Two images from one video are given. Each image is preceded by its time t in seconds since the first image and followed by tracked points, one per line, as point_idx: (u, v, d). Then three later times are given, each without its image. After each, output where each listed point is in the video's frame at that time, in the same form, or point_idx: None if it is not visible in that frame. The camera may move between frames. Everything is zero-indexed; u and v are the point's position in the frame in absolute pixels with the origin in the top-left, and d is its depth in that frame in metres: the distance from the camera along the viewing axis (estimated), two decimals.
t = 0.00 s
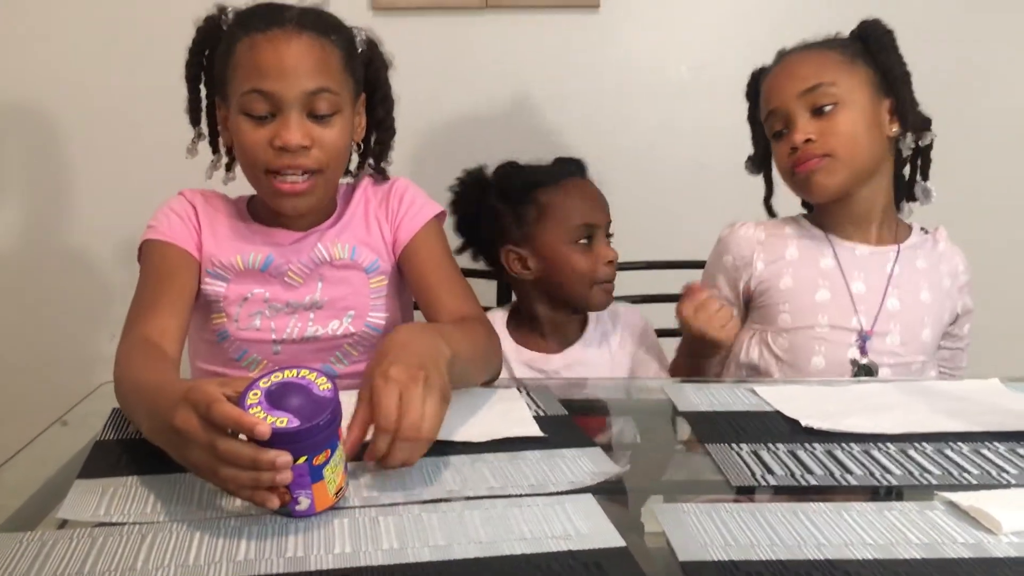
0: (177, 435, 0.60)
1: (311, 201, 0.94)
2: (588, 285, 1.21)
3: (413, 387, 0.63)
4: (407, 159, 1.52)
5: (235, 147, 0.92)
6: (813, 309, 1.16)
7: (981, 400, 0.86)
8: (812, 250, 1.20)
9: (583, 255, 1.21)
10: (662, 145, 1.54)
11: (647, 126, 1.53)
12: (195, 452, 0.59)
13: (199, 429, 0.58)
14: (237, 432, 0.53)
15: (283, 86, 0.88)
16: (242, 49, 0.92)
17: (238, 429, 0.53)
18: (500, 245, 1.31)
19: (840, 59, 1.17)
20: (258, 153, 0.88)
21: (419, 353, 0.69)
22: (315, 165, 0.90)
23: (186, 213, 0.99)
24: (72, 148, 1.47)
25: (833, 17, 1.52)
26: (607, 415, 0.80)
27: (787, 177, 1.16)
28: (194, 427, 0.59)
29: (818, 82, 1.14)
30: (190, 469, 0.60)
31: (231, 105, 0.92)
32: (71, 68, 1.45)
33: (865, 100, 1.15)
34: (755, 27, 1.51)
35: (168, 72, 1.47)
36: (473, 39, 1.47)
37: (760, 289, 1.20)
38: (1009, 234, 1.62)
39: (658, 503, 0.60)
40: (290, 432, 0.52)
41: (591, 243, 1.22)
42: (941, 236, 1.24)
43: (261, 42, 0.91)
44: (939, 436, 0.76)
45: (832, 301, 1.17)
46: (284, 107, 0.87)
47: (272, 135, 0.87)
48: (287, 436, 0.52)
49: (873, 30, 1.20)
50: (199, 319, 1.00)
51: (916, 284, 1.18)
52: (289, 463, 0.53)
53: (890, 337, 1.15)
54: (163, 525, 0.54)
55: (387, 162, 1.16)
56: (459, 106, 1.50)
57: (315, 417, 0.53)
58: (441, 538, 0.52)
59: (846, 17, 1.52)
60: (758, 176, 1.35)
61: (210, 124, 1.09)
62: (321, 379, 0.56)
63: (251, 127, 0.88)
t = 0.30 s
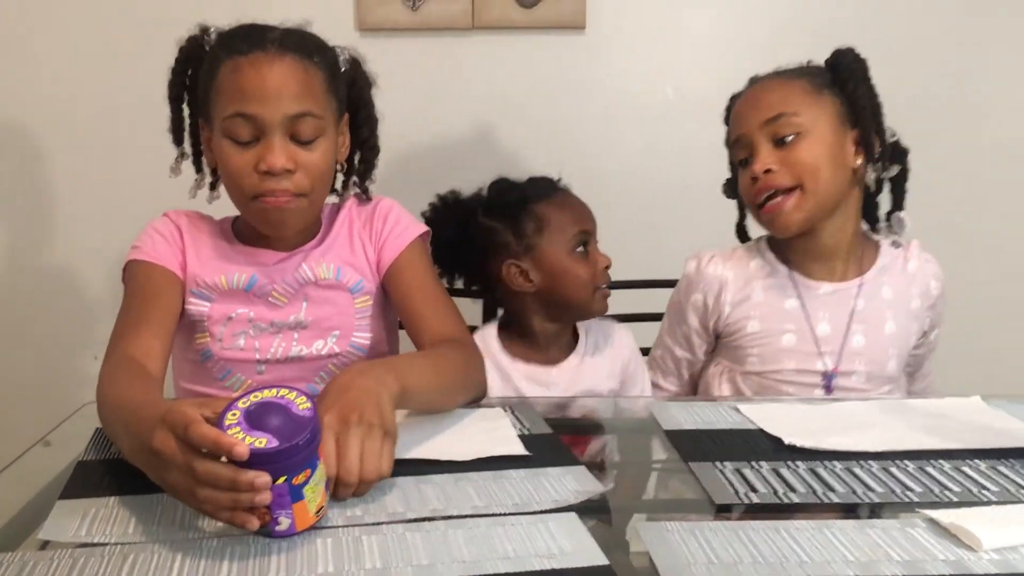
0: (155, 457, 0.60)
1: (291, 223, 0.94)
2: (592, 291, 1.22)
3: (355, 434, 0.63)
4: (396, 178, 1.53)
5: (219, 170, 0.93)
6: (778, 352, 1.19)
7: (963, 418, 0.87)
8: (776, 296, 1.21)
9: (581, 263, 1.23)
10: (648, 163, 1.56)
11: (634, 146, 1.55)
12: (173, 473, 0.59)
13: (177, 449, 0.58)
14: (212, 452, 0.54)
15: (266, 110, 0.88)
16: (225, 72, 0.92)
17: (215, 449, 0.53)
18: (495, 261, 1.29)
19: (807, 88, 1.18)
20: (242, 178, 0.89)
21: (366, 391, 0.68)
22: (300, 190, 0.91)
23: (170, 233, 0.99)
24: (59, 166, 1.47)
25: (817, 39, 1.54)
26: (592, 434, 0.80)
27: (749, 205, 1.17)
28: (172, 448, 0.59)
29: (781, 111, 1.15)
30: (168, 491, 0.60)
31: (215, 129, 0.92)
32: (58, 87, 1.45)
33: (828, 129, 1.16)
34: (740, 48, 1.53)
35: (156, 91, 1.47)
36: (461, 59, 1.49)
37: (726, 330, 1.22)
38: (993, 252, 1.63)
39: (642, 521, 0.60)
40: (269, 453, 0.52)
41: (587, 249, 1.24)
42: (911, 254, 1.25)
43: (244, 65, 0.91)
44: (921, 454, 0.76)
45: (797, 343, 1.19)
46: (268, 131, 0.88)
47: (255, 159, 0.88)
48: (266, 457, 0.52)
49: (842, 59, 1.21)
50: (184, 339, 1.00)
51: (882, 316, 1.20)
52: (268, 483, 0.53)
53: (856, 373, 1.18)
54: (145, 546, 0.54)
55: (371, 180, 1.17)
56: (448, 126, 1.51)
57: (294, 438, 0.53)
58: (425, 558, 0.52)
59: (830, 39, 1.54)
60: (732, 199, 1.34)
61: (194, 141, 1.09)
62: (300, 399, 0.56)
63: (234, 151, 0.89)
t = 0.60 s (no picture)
0: (130, 473, 0.60)
1: (275, 235, 0.95)
2: (572, 295, 1.23)
3: (331, 445, 0.63)
4: (383, 192, 1.53)
5: (201, 183, 0.93)
6: (736, 361, 1.22)
7: (942, 430, 0.88)
8: (733, 305, 1.24)
9: (559, 269, 1.24)
10: (633, 178, 1.57)
11: (618, 161, 1.56)
12: (146, 488, 0.58)
13: (151, 463, 0.58)
14: (187, 466, 0.53)
15: (247, 124, 0.88)
16: (205, 86, 0.92)
17: (190, 463, 0.53)
18: (473, 272, 1.29)
19: (771, 113, 1.19)
20: (223, 191, 0.89)
21: (343, 402, 0.68)
22: (282, 203, 0.91)
23: (152, 246, 0.99)
24: (41, 180, 1.47)
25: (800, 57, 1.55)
26: (574, 447, 0.80)
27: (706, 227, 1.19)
28: (146, 463, 0.59)
29: (744, 139, 1.16)
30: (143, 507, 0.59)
31: (195, 142, 0.92)
32: (40, 101, 1.45)
33: (787, 162, 1.17)
34: (724, 65, 1.54)
35: (140, 105, 1.47)
36: (446, 75, 1.50)
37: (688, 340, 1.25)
38: (974, 266, 1.65)
39: (624, 534, 0.60)
40: (243, 466, 0.52)
41: (564, 256, 1.25)
42: (863, 265, 1.28)
43: (224, 80, 0.91)
44: (901, 466, 0.77)
45: (754, 354, 1.22)
46: (250, 144, 0.88)
47: (237, 172, 0.88)
48: (241, 470, 0.52)
49: (809, 80, 1.22)
50: (166, 351, 1.00)
51: (834, 324, 1.23)
52: (243, 497, 0.52)
53: (811, 380, 1.21)
54: (123, 560, 0.53)
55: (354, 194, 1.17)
56: (433, 140, 1.52)
57: (269, 450, 0.53)
58: (404, 570, 0.52)
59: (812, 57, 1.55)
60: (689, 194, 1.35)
61: (177, 157, 1.09)
62: (277, 412, 0.56)
63: (216, 165, 0.89)
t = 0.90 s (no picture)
0: (119, 474, 0.60)
1: (265, 244, 0.95)
2: (561, 300, 1.24)
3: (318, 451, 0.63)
4: (377, 198, 1.54)
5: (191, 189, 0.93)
6: (710, 364, 1.23)
7: (932, 436, 0.88)
8: (706, 312, 1.25)
9: (546, 276, 1.24)
10: (625, 185, 1.58)
11: (610, 168, 1.57)
12: (135, 489, 0.58)
13: (141, 464, 0.58)
14: (178, 466, 0.54)
15: (240, 131, 0.88)
16: (197, 93, 0.93)
17: (181, 464, 0.53)
18: (465, 283, 1.30)
19: (750, 126, 1.19)
20: (216, 197, 0.89)
21: (327, 414, 0.69)
22: (275, 212, 0.92)
23: (145, 252, 0.99)
24: (33, 187, 1.47)
25: (790, 64, 1.56)
26: (564, 454, 0.80)
27: (683, 237, 1.19)
28: (135, 464, 0.59)
29: (723, 152, 1.16)
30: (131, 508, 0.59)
31: (188, 149, 0.92)
32: (31, 108, 1.45)
33: (765, 172, 1.19)
34: (715, 73, 1.55)
35: (133, 112, 1.47)
36: (439, 82, 1.51)
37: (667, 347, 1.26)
38: (965, 273, 1.66)
39: (615, 540, 0.60)
40: (234, 468, 0.52)
41: (552, 262, 1.26)
42: (842, 274, 1.27)
43: (217, 87, 0.92)
44: (892, 471, 0.77)
45: (729, 357, 1.23)
46: (242, 151, 0.88)
47: (229, 177, 0.88)
48: (232, 473, 0.52)
49: (785, 93, 1.24)
50: (158, 357, 1.00)
51: (807, 326, 1.23)
52: (232, 500, 0.52)
53: (784, 382, 1.22)
54: (113, 567, 0.53)
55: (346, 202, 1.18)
56: (426, 147, 1.53)
57: (261, 454, 0.53)
58: None
59: (802, 65, 1.56)
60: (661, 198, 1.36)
61: (170, 164, 1.09)
62: (270, 417, 0.57)
63: (209, 171, 0.89)
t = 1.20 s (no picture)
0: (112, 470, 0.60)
1: (268, 245, 0.95)
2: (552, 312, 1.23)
3: (321, 447, 0.63)
4: (376, 199, 1.54)
5: (194, 190, 0.93)
6: (712, 370, 1.23)
7: (931, 436, 0.88)
8: (709, 317, 1.25)
9: (541, 285, 1.24)
10: (625, 186, 1.58)
11: (609, 168, 1.57)
12: (127, 487, 0.58)
13: (134, 462, 0.58)
14: (169, 464, 0.53)
15: (242, 133, 0.88)
16: (200, 93, 0.92)
17: (172, 463, 0.53)
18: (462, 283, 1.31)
19: (740, 129, 1.19)
20: (218, 199, 0.89)
21: (330, 405, 0.68)
22: (277, 214, 0.91)
23: (145, 251, 0.99)
24: (32, 188, 1.47)
25: (790, 64, 1.56)
26: (563, 453, 0.80)
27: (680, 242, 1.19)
28: (128, 462, 0.59)
29: (713, 157, 1.16)
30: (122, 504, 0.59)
31: (189, 151, 0.92)
32: (30, 108, 1.45)
33: (759, 175, 1.18)
34: (714, 73, 1.55)
35: (132, 112, 1.47)
36: (438, 82, 1.50)
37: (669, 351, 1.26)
38: (963, 273, 1.66)
39: (615, 540, 0.60)
40: (225, 469, 0.52)
41: (548, 271, 1.25)
42: (847, 281, 1.26)
43: (220, 87, 0.92)
44: (892, 471, 0.77)
45: (730, 363, 1.23)
46: (244, 153, 0.88)
47: (231, 179, 0.88)
48: (223, 473, 0.52)
49: (773, 93, 1.23)
50: (157, 357, 0.99)
51: (809, 334, 1.23)
52: (223, 500, 0.52)
53: (785, 390, 1.22)
54: (111, 567, 0.53)
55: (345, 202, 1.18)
56: (425, 148, 1.53)
57: (254, 452, 0.53)
58: None
59: (801, 65, 1.56)
60: (657, 201, 1.36)
61: (170, 163, 1.09)
62: (262, 417, 0.56)
63: (211, 173, 0.89)
